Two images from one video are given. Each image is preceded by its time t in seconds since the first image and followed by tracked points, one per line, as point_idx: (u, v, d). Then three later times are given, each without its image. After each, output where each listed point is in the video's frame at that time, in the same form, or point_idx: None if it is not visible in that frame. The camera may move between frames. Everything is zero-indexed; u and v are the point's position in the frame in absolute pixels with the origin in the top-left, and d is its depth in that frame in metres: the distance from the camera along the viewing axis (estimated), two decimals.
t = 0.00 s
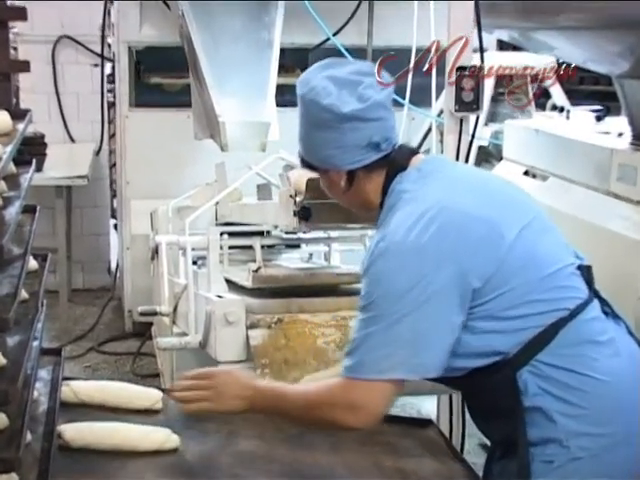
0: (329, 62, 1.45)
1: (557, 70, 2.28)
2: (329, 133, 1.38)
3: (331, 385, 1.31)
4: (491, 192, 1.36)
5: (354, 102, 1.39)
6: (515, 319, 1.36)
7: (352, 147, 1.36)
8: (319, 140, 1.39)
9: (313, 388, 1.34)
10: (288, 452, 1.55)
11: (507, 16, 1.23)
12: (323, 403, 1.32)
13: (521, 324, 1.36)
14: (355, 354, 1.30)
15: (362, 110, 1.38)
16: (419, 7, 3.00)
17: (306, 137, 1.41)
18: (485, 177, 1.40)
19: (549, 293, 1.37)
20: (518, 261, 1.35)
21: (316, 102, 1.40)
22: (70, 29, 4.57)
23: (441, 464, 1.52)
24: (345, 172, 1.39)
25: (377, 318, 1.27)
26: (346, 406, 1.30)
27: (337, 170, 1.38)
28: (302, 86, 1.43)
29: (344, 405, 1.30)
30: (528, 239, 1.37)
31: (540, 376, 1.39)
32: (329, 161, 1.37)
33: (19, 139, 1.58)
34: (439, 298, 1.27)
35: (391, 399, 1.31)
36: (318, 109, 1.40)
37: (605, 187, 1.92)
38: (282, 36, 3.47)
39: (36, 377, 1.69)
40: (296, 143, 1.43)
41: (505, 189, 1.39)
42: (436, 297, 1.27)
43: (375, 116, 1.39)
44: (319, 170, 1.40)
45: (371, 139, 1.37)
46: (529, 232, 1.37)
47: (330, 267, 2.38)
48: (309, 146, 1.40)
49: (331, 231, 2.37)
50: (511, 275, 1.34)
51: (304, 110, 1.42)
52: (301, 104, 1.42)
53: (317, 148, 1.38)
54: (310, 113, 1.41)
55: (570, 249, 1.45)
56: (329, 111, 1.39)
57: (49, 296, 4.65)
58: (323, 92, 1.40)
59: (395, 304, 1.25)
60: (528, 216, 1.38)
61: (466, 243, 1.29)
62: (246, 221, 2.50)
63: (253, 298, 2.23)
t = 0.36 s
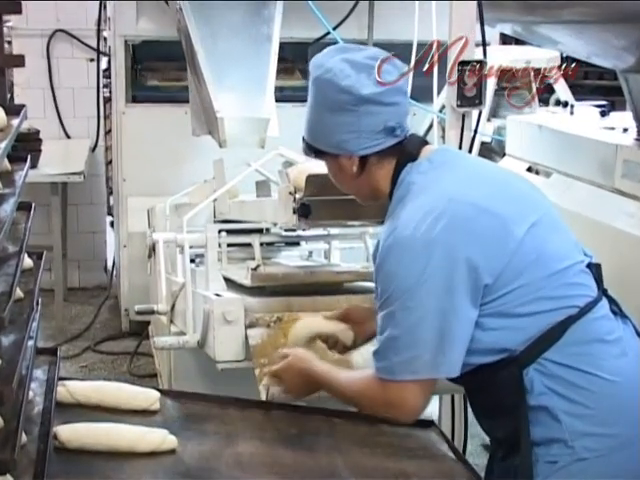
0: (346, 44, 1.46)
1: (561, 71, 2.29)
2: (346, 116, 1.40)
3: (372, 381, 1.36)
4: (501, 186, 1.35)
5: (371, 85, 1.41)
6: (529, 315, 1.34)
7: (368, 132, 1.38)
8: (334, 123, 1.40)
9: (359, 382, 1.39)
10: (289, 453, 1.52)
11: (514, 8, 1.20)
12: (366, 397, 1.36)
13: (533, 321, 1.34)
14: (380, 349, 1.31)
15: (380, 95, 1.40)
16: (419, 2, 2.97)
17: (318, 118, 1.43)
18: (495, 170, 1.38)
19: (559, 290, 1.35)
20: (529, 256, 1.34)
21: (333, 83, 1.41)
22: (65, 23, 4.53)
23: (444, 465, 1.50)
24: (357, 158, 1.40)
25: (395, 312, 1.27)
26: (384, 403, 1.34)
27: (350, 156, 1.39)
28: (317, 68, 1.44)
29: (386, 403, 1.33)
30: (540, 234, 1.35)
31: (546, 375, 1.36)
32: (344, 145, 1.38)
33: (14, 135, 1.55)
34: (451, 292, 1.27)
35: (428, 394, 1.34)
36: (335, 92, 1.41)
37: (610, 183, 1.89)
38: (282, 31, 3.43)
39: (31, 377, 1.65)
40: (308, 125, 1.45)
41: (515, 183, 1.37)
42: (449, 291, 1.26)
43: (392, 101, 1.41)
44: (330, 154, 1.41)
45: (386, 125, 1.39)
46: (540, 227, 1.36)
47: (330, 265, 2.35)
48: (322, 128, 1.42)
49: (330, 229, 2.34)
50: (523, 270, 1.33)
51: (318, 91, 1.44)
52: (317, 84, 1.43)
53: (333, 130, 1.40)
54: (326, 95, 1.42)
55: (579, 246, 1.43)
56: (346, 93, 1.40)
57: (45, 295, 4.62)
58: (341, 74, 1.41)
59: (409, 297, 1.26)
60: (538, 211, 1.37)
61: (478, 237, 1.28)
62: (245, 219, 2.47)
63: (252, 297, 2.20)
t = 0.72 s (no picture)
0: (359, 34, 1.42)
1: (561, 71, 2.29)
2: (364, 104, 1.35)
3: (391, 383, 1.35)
4: (504, 184, 1.35)
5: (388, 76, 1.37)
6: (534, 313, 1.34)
7: (385, 122, 1.35)
8: (351, 110, 1.34)
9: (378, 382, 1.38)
10: (289, 451, 1.52)
11: (513, 7, 1.20)
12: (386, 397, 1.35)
13: (537, 318, 1.34)
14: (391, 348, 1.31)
15: (397, 86, 1.38)
16: None
17: (330, 104, 1.37)
18: (497, 169, 1.38)
19: (562, 288, 1.35)
20: (534, 252, 1.33)
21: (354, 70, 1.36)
22: (65, 21, 4.53)
23: (444, 464, 1.49)
24: (370, 148, 1.37)
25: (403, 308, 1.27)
26: (406, 403, 1.33)
27: (363, 145, 1.35)
28: (332, 54, 1.38)
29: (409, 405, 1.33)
30: (543, 232, 1.35)
31: (548, 373, 1.36)
32: (360, 133, 1.34)
33: (15, 133, 1.55)
34: (459, 290, 1.27)
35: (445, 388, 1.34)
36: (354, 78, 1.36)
37: (610, 182, 1.90)
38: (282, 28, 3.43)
39: (31, 375, 1.65)
40: (314, 112, 1.37)
41: (517, 182, 1.37)
42: (457, 288, 1.26)
43: (406, 94, 1.39)
44: (341, 144, 1.36)
45: (402, 115, 1.37)
46: (542, 225, 1.36)
47: (330, 265, 2.35)
48: (335, 115, 1.35)
49: (330, 227, 2.34)
50: (527, 267, 1.33)
51: (333, 77, 1.38)
52: (334, 69, 1.37)
53: (349, 116, 1.34)
54: (343, 80, 1.36)
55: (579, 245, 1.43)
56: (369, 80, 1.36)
57: (45, 293, 4.62)
58: (361, 62, 1.37)
59: (419, 295, 1.26)
60: (540, 208, 1.36)
61: (483, 234, 1.28)
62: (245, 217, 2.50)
63: (252, 296, 2.20)
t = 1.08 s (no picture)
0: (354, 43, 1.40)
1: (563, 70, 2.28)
2: (369, 106, 1.32)
3: (395, 398, 1.27)
4: (500, 185, 1.33)
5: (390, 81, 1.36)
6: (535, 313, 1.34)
7: (388, 126, 1.32)
8: (357, 111, 1.31)
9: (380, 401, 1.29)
10: (290, 453, 1.52)
11: (514, 8, 1.20)
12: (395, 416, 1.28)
13: (539, 321, 1.34)
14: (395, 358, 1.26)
15: (397, 91, 1.36)
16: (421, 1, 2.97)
17: (333, 105, 1.32)
18: (490, 172, 1.37)
19: (561, 289, 1.35)
20: (533, 254, 1.32)
21: (360, 72, 1.33)
22: (66, 23, 4.54)
23: (445, 465, 1.49)
24: (371, 152, 1.32)
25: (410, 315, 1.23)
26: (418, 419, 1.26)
27: (365, 148, 1.31)
28: (334, 57, 1.35)
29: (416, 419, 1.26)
30: (541, 233, 1.34)
31: (550, 375, 1.36)
32: (365, 135, 1.29)
33: (17, 134, 1.55)
34: (468, 292, 1.24)
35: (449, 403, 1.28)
36: (358, 81, 1.33)
37: (611, 183, 1.90)
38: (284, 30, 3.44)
39: (32, 377, 1.65)
40: (315, 113, 1.32)
41: (512, 184, 1.36)
42: (467, 290, 1.23)
43: (404, 101, 1.37)
44: (342, 147, 1.30)
45: (401, 120, 1.34)
46: (541, 226, 1.34)
47: (331, 266, 2.34)
48: (339, 116, 1.31)
49: (332, 228, 2.34)
50: (527, 269, 1.32)
51: (336, 79, 1.34)
52: (339, 71, 1.34)
53: (354, 117, 1.30)
54: (347, 82, 1.33)
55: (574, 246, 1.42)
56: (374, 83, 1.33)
57: (46, 295, 4.62)
58: (365, 65, 1.34)
59: (429, 300, 1.22)
60: (537, 208, 1.35)
61: (487, 235, 1.26)
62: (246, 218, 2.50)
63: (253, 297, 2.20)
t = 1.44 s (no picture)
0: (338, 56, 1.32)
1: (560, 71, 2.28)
2: (357, 120, 1.25)
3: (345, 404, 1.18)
4: (490, 194, 1.30)
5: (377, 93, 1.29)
6: (524, 322, 1.31)
7: (378, 140, 1.25)
8: (345, 126, 1.24)
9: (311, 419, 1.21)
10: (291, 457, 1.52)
11: (517, 10, 1.19)
12: (333, 431, 1.18)
13: (533, 329, 1.32)
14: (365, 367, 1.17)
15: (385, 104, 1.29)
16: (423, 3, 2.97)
17: (320, 121, 1.25)
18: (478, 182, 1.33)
19: (551, 299, 1.32)
20: (525, 264, 1.29)
21: (347, 85, 1.26)
22: (68, 25, 4.55)
23: (447, 469, 1.49)
24: (361, 168, 1.26)
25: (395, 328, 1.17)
26: (361, 426, 1.16)
27: (355, 164, 1.25)
28: (319, 72, 1.28)
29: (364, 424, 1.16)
30: (532, 244, 1.31)
31: (551, 381, 1.35)
32: (355, 152, 1.23)
33: (19, 137, 1.55)
34: (460, 304, 1.19)
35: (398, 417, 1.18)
36: (345, 95, 1.26)
37: (613, 186, 1.90)
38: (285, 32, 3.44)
39: (34, 379, 1.65)
40: (302, 131, 1.25)
41: (502, 193, 1.33)
42: (460, 303, 1.19)
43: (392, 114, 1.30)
44: (331, 164, 1.24)
45: (390, 134, 1.28)
46: (531, 236, 1.31)
47: (333, 268, 2.34)
48: (328, 131, 1.24)
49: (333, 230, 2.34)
50: (518, 279, 1.29)
51: (322, 94, 1.27)
52: (325, 86, 1.26)
53: (344, 133, 1.23)
54: (334, 97, 1.26)
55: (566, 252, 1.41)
56: (362, 96, 1.26)
57: (48, 297, 4.62)
58: (352, 79, 1.27)
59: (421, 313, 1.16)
60: (527, 217, 1.32)
61: (481, 246, 1.22)
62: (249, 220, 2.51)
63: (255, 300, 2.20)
